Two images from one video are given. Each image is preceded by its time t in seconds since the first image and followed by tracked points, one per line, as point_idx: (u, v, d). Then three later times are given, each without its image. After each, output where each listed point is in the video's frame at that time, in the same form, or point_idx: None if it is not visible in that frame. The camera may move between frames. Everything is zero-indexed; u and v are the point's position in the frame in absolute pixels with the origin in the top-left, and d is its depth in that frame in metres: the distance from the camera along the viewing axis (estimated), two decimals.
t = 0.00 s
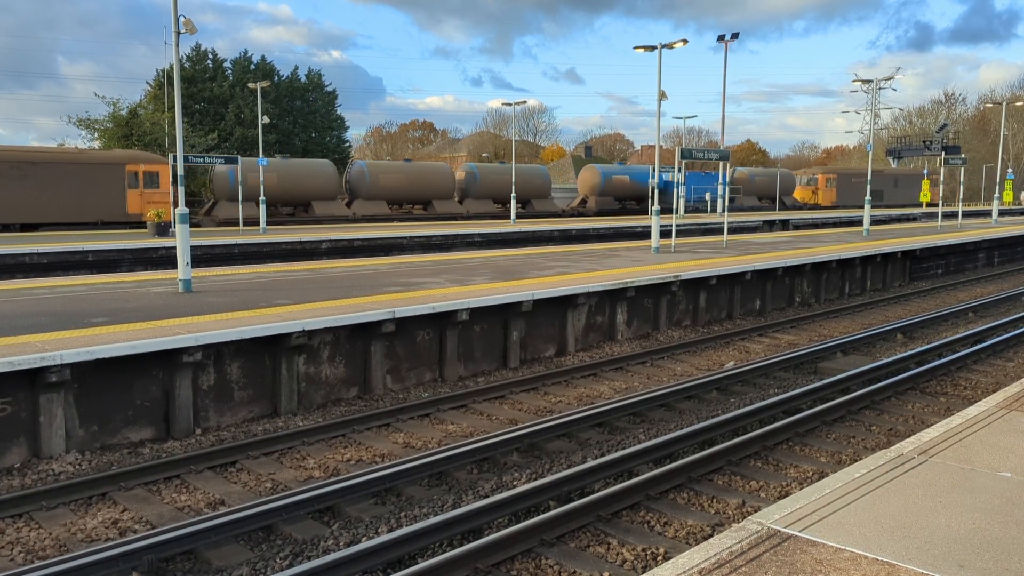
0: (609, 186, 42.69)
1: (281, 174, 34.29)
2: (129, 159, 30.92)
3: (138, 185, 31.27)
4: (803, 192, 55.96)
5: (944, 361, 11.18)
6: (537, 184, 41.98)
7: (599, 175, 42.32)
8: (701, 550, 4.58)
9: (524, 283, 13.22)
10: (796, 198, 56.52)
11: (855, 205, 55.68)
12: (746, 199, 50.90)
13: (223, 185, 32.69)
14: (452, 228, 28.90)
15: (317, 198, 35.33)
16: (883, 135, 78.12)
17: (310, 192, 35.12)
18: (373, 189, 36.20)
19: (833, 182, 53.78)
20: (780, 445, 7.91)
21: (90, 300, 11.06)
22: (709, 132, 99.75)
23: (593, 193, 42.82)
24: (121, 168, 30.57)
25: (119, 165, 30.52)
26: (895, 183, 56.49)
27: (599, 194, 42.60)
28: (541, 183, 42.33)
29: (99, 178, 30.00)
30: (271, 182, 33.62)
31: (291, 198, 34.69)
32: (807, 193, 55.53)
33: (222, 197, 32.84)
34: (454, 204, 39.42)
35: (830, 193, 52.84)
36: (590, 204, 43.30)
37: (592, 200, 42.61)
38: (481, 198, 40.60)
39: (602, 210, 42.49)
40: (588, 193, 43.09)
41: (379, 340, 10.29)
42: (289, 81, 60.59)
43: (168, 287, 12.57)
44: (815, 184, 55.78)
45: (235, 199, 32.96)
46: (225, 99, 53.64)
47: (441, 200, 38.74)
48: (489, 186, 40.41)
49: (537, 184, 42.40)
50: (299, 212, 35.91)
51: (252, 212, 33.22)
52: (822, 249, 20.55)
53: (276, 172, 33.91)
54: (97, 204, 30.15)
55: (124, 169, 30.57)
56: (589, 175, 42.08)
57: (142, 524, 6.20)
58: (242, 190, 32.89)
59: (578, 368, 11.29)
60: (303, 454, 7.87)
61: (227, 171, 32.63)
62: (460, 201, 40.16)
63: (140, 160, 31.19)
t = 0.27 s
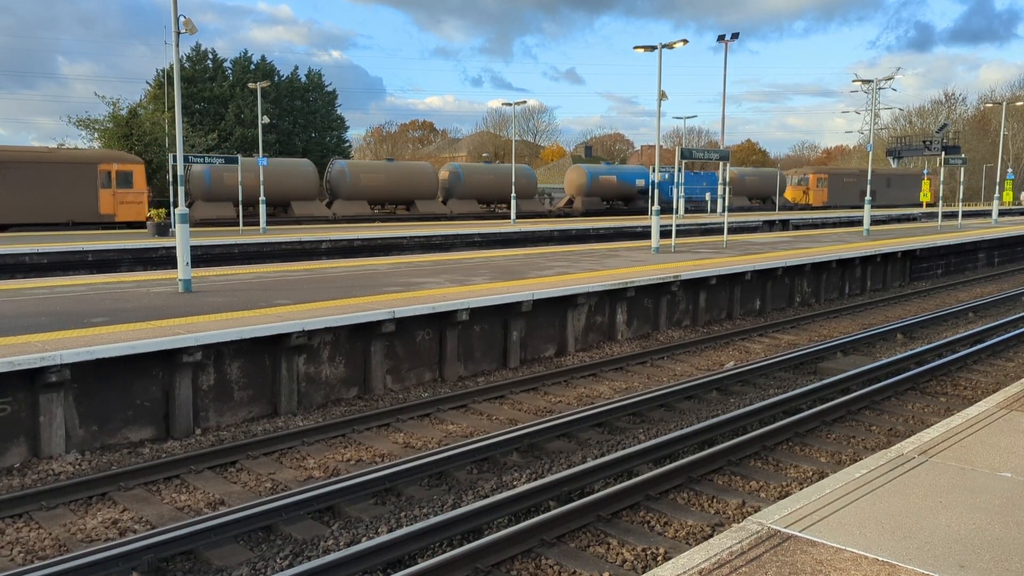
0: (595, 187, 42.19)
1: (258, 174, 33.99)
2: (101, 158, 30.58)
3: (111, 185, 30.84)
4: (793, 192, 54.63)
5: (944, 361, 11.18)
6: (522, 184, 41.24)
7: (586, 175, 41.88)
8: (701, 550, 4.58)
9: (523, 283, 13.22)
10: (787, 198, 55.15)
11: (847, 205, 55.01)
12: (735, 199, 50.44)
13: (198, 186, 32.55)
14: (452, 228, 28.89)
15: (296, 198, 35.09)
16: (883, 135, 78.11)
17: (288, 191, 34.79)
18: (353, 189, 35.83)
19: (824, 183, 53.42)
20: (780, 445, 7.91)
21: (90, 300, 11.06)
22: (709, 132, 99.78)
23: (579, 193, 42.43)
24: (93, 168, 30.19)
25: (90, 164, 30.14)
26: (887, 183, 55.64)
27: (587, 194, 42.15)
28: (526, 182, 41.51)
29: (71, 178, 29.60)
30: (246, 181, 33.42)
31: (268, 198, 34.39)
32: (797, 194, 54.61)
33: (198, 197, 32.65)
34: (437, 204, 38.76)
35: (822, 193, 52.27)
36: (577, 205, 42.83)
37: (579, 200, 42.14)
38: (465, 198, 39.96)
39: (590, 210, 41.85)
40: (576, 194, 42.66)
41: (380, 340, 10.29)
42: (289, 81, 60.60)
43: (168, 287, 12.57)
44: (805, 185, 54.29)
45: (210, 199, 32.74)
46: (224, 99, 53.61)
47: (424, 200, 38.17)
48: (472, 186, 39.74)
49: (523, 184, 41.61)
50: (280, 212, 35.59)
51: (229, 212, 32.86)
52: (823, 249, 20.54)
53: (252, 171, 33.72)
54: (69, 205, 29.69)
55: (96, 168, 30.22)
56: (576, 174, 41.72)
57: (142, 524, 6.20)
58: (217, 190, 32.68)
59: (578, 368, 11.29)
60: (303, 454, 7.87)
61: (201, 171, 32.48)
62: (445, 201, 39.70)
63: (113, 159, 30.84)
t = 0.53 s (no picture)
0: (583, 187, 41.86)
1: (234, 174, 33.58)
2: (73, 157, 29.27)
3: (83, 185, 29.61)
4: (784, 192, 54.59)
5: (944, 361, 11.18)
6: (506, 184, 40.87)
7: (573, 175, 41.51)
8: (701, 550, 4.58)
9: (523, 283, 13.22)
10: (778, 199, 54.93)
11: (838, 204, 54.55)
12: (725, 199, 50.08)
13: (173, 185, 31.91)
14: (452, 228, 28.87)
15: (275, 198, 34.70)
16: (883, 135, 78.12)
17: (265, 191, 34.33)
18: (333, 189, 35.40)
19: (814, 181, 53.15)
20: (780, 445, 7.91)
21: (90, 300, 11.06)
22: (709, 133, 99.84)
23: (566, 194, 42.12)
24: (64, 167, 28.96)
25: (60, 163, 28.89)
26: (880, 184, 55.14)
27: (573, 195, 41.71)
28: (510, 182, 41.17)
29: (40, 178, 28.42)
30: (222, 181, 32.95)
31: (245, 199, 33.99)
32: (788, 195, 54.03)
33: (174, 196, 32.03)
34: (420, 205, 38.41)
35: (813, 194, 52.36)
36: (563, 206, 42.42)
37: (566, 201, 41.71)
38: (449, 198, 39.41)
39: (576, 211, 41.43)
40: (562, 194, 42.26)
41: (380, 340, 10.29)
42: (289, 81, 60.65)
43: (168, 287, 12.57)
44: (796, 185, 54.08)
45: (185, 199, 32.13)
46: (224, 99, 53.64)
47: (406, 200, 37.77)
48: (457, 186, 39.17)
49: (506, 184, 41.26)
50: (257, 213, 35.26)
51: (205, 213, 32.44)
52: (822, 249, 20.56)
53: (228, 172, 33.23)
54: (38, 206, 28.49)
55: (66, 168, 28.97)
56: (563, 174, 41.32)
57: (141, 524, 6.20)
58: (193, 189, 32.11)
59: (578, 368, 11.29)
60: (303, 454, 7.86)
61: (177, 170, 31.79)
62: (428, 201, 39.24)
63: (84, 158, 29.49)
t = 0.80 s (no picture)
0: (569, 187, 41.75)
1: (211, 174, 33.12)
2: (43, 156, 28.72)
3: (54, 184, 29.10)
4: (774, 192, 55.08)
5: (944, 361, 11.17)
6: (491, 185, 40.57)
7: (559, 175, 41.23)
8: (701, 550, 4.58)
9: (523, 283, 13.21)
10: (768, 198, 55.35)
11: (829, 204, 54.37)
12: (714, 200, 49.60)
13: (149, 184, 30.90)
14: (452, 228, 28.84)
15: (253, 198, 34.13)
16: (883, 135, 78.07)
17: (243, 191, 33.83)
18: (312, 188, 34.99)
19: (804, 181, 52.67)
20: (780, 445, 7.91)
21: (90, 300, 11.05)
22: (709, 132, 99.83)
23: (553, 194, 42.02)
24: (34, 167, 28.40)
25: (30, 163, 28.35)
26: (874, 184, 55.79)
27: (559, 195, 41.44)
28: (495, 183, 40.87)
29: (9, 178, 27.90)
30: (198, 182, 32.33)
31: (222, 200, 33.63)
32: (778, 194, 54.26)
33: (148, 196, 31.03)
34: (403, 205, 38.00)
35: (803, 193, 52.62)
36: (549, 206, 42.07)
37: (552, 201, 41.40)
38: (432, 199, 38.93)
39: (563, 210, 41.32)
40: (548, 195, 41.93)
41: (379, 339, 10.29)
42: (289, 81, 60.65)
43: (167, 287, 12.56)
44: (787, 184, 54.52)
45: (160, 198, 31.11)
46: (224, 99, 53.65)
47: (388, 200, 37.39)
48: (440, 186, 38.71)
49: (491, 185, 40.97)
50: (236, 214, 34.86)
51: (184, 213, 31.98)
52: (822, 249, 20.55)
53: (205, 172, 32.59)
54: (8, 206, 27.99)
55: (36, 167, 28.43)
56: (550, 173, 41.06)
57: (141, 524, 6.20)
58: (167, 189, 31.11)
59: (577, 367, 11.28)
60: (303, 454, 7.87)
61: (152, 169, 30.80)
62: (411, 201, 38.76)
63: (55, 157, 28.97)
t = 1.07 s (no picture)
0: (556, 187, 41.36)
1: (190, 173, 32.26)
2: (13, 155, 28.15)
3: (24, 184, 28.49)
4: (766, 192, 55.22)
5: (944, 361, 11.17)
6: (476, 184, 39.77)
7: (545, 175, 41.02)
8: (701, 550, 4.58)
9: (523, 283, 13.21)
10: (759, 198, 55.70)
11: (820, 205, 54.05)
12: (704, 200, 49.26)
13: (123, 184, 30.04)
14: (452, 228, 28.83)
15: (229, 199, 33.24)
16: (883, 135, 78.06)
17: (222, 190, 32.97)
18: (291, 188, 34.39)
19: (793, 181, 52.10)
20: (780, 445, 7.91)
21: (90, 300, 11.04)
22: (709, 133, 99.83)
23: (540, 194, 41.59)
24: (4, 165, 27.84)
25: None
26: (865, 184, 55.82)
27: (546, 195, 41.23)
28: (480, 182, 40.05)
29: None
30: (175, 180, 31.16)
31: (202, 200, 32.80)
32: (771, 194, 54.44)
33: (122, 196, 30.15)
34: (384, 205, 37.29)
35: (794, 193, 52.59)
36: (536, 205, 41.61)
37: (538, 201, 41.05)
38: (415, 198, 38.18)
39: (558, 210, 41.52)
40: (535, 195, 41.65)
41: (379, 339, 10.29)
42: (289, 81, 60.66)
43: (167, 287, 12.55)
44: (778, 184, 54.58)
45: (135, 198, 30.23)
46: (224, 99, 53.65)
47: (370, 199, 36.73)
48: (423, 185, 37.95)
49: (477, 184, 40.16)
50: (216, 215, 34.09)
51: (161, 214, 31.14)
52: (822, 249, 20.54)
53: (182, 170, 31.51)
54: None
55: (6, 166, 27.85)
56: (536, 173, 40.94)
57: (141, 524, 6.20)
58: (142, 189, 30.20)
59: (578, 367, 11.28)
60: (303, 454, 7.86)
61: (125, 169, 29.97)
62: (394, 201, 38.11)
63: (25, 156, 28.40)
